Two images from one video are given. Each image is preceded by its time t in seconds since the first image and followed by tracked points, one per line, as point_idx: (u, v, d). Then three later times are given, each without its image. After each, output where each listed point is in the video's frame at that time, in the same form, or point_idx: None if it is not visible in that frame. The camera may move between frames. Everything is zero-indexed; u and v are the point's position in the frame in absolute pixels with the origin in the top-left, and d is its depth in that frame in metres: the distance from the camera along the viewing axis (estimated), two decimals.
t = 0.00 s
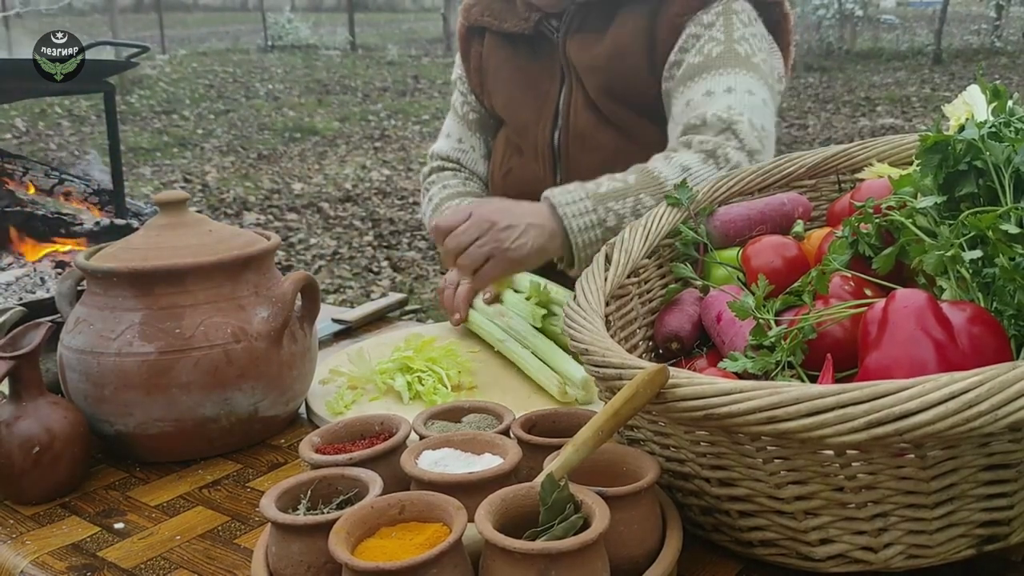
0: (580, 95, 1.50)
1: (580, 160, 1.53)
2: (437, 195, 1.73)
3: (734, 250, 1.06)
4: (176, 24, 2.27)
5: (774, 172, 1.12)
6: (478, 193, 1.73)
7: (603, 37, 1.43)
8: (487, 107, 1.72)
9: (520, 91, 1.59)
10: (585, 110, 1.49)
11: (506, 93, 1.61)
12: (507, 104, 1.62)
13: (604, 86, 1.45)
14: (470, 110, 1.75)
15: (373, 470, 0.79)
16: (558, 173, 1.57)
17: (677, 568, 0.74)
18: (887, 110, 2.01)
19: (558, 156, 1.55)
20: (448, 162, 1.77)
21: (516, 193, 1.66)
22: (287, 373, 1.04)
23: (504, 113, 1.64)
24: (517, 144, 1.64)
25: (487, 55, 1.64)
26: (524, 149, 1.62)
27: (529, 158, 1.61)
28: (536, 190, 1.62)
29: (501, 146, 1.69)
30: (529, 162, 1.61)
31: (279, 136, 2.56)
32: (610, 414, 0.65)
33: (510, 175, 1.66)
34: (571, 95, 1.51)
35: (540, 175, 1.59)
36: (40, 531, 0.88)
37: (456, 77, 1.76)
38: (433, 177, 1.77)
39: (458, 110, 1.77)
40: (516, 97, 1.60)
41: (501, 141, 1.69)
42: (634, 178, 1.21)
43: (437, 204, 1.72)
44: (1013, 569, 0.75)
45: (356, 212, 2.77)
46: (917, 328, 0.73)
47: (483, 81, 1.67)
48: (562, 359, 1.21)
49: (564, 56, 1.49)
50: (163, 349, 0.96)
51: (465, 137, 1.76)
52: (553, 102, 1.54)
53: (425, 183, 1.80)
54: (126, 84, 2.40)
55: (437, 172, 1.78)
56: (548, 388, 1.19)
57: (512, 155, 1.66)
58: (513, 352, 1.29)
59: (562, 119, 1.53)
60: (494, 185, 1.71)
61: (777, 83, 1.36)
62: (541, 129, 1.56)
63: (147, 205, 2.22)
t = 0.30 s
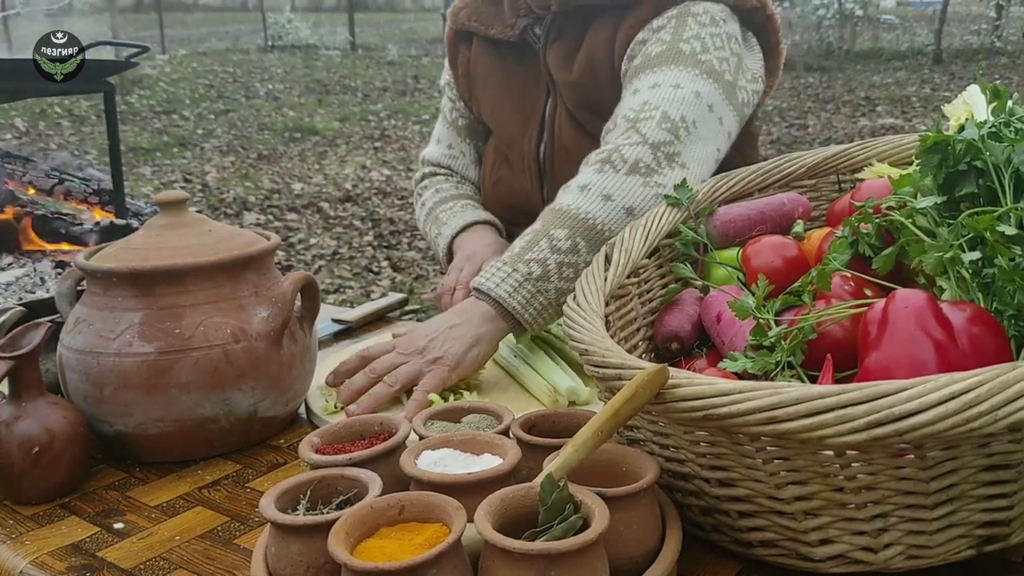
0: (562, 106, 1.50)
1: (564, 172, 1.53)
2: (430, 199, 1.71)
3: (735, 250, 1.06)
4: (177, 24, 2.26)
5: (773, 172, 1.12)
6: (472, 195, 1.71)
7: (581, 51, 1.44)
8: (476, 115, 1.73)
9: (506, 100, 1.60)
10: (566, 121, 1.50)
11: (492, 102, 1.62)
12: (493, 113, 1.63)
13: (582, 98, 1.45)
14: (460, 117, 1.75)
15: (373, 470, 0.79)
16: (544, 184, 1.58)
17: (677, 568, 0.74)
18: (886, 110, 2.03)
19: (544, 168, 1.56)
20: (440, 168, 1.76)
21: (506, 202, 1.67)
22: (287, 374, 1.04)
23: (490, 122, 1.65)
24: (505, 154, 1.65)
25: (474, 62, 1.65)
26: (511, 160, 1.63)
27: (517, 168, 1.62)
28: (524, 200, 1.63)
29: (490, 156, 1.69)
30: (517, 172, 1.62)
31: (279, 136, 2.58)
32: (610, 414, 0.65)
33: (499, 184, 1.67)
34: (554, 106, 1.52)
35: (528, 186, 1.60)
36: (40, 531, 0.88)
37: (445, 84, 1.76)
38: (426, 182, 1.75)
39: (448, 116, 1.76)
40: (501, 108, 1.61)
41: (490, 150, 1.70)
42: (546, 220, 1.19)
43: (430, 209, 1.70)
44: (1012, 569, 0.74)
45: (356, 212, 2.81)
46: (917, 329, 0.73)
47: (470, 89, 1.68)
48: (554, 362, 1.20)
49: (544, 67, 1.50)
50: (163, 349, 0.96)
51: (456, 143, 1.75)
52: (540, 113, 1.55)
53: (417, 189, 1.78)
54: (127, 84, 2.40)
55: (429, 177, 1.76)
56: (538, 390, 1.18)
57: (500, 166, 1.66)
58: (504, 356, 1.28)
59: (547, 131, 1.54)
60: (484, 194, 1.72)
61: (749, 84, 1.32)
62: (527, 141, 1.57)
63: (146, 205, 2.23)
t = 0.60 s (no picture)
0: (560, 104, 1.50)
1: (563, 169, 1.54)
2: (429, 199, 1.71)
3: (735, 250, 1.06)
4: (176, 24, 2.25)
5: (773, 172, 1.12)
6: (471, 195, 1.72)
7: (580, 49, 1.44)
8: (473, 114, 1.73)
9: (504, 99, 1.59)
10: (565, 119, 1.50)
11: (489, 101, 1.62)
12: (490, 112, 1.62)
13: (581, 96, 1.46)
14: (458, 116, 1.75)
15: (373, 470, 0.79)
16: (543, 182, 1.58)
17: (677, 568, 0.74)
18: (886, 109, 2.02)
19: (543, 166, 1.56)
20: (438, 168, 1.76)
21: (503, 200, 1.67)
22: (287, 374, 1.04)
23: (488, 121, 1.64)
24: (503, 153, 1.64)
25: (472, 61, 1.64)
26: (509, 159, 1.63)
27: (515, 167, 1.62)
28: (522, 198, 1.63)
29: (488, 155, 1.69)
30: (516, 171, 1.62)
31: (279, 136, 2.55)
32: (610, 414, 0.65)
33: (497, 183, 1.67)
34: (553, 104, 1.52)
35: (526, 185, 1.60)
36: (40, 531, 0.88)
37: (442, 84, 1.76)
38: (423, 181, 1.76)
39: (446, 116, 1.77)
40: (499, 107, 1.60)
41: (488, 149, 1.70)
42: (558, 226, 1.19)
43: (430, 208, 1.70)
44: (1012, 569, 0.75)
45: (356, 212, 2.80)
46: (917, 329, 0.73)
47: (468, 88, 1.67)
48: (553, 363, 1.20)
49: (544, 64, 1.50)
50: (163, 349, 0.96)
51: (454, 142, 1.76)
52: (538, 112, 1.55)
53: (415, 189, 1.77)
54: (126, 84, 2.37)
55: (427, 176, 1.76)
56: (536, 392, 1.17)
57: (498, 165, 1.66)
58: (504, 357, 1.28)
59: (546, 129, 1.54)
60: (483, 193, 1.72)
61: (748, 76, 1.32)
62: (525, 140, 1.57)
63: (147, 206, 2.22)
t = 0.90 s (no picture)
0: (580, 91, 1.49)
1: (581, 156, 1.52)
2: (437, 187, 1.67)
3: (735, 250, 1.06)
4: (177, 24, 2.21)
5: (773, 172, 1.13)
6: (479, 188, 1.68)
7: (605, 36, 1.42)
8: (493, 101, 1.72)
9: (524, 85, 1.58)
10: (585, 107, 1.48)
11: (510, 87, 1.60)
12: (511, 99, 1.61)
13: (603, 84, 1.44)
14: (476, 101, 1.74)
15: (373, 470, 0.79)
16: (558, 168, 1.57)
17: (676, 568, 0.74)
18: (886, 110, 2.00)
19: (559, 151, 1.55)
20: (451, 154, 1.73)
21: (516, 187, 1.66)
22: (287, 374, 1.04)
23: (507, 107, 1.63)
24: (519, 140, 1.63)
25: (496, 47, 1.62)
26: (525, 145, 1.62)
27: (531, 153, 1.60)
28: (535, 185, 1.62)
29: (503, 142, 1.68)
30: (531, 157, 1.61)
31: (279, 136, 2.56)
32: (610, 414, 0.65)
33: (510, 169, 1.65)
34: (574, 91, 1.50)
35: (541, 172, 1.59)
36: (39, 531, 0.88)
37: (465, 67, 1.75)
38: (435, 169, 1.72)
39: (465, 102, 1.75)
40: (518, 94, 1.59)
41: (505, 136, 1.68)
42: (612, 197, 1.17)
43: (435, 197, 1.64)
44: (1013, 569, 0.74)
45: (356, 212, 2.76)
46: (917, 329, 0.73)
47: (491, 73, 1.65)
48: (552, 369, 1.20)
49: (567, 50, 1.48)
50: (162, 349, 0.96)
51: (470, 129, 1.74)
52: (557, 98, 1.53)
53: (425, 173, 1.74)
54: (127, 84, 2.37)
55: (439, 162, 1.73)
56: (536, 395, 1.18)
57: (513, 151, 1.64)
58: (505, 356, 1.28)
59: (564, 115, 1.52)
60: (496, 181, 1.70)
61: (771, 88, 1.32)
62: (544, 125, 1.56)
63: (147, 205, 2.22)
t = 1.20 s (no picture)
0: (613, 81, 1.55)
1: (609, 147, 1.57)
2: (417, 167, 1.60)
3: (735, 250, 1.06)
4: (176, 24, 2.15)
5: (773, 172, 1.13)
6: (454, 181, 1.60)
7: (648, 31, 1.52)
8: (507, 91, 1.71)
9: (547, 77, 1.61)
10: (617, 98, 1.55)
11: (533, 78, 1.63)
12: (533, 91, 1.63)
13: (643, 75, 1.52)
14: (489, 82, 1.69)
15: (373, 470, 0.79)
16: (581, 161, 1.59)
17: (676, 568, 0.74)
18: (886, 110, 1.96)
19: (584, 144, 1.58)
20: (449, 132, 1.65)
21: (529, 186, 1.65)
22: (287, 374, 1.04)
23: (527, 99, 1.64)
24: (536, 133, 1.63)
25: (517, 39, 1.65)
26: (542, 139, 1.63)
27: (551, 147, 1.61)
28: (553, 182, 1.62)
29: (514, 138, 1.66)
30: (549, 150, 1.61)
31: (279, 136, 2.37)
32: (610, 414, 0.65)
33: (524, 167, 1.64)
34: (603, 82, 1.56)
35: (561, 167, 1.59)
36: (40, 531, 0.88)
37: (479, 51, 1.71)
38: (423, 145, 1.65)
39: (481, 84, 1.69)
40: (542, 85, 1.62)
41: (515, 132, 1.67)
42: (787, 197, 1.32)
43: (413, 175, 1.58)
44: (1012, 569, 0.75)
45: (356, 212, 2.64)
46: (917, 329, 0.73)
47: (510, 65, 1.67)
48: (551, 367, 1.20)
49: (603, 42, 1.56)
50: (162, 349, 0.96)
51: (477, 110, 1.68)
52: (582, 89, 1.58)
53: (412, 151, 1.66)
54: (126, 84, 2.24)
55: (432, 137, 1.65)
56: (537, 395, 1.18)
57: (528, 146, 1.64)
58: (505, 355, 1.28)
59: (591, 105, 1.57)
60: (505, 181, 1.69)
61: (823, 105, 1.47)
62: (568, 116, 1.59)
63: (147, 206, 2.22)
